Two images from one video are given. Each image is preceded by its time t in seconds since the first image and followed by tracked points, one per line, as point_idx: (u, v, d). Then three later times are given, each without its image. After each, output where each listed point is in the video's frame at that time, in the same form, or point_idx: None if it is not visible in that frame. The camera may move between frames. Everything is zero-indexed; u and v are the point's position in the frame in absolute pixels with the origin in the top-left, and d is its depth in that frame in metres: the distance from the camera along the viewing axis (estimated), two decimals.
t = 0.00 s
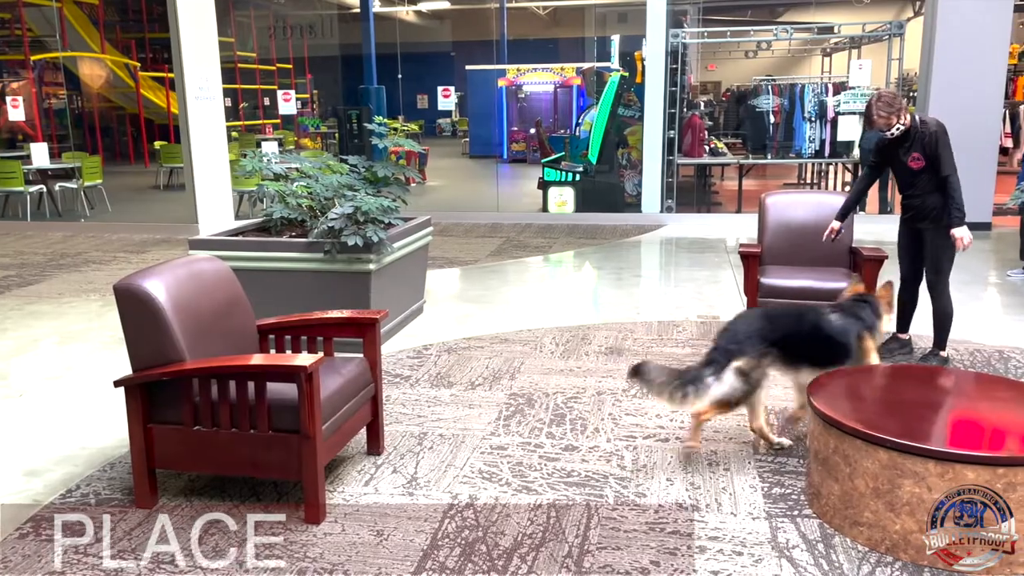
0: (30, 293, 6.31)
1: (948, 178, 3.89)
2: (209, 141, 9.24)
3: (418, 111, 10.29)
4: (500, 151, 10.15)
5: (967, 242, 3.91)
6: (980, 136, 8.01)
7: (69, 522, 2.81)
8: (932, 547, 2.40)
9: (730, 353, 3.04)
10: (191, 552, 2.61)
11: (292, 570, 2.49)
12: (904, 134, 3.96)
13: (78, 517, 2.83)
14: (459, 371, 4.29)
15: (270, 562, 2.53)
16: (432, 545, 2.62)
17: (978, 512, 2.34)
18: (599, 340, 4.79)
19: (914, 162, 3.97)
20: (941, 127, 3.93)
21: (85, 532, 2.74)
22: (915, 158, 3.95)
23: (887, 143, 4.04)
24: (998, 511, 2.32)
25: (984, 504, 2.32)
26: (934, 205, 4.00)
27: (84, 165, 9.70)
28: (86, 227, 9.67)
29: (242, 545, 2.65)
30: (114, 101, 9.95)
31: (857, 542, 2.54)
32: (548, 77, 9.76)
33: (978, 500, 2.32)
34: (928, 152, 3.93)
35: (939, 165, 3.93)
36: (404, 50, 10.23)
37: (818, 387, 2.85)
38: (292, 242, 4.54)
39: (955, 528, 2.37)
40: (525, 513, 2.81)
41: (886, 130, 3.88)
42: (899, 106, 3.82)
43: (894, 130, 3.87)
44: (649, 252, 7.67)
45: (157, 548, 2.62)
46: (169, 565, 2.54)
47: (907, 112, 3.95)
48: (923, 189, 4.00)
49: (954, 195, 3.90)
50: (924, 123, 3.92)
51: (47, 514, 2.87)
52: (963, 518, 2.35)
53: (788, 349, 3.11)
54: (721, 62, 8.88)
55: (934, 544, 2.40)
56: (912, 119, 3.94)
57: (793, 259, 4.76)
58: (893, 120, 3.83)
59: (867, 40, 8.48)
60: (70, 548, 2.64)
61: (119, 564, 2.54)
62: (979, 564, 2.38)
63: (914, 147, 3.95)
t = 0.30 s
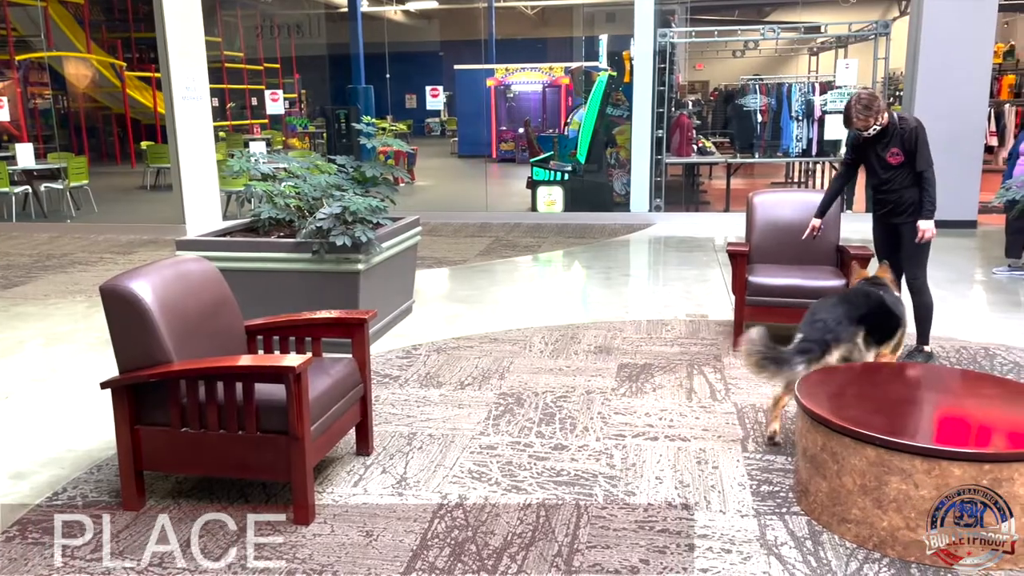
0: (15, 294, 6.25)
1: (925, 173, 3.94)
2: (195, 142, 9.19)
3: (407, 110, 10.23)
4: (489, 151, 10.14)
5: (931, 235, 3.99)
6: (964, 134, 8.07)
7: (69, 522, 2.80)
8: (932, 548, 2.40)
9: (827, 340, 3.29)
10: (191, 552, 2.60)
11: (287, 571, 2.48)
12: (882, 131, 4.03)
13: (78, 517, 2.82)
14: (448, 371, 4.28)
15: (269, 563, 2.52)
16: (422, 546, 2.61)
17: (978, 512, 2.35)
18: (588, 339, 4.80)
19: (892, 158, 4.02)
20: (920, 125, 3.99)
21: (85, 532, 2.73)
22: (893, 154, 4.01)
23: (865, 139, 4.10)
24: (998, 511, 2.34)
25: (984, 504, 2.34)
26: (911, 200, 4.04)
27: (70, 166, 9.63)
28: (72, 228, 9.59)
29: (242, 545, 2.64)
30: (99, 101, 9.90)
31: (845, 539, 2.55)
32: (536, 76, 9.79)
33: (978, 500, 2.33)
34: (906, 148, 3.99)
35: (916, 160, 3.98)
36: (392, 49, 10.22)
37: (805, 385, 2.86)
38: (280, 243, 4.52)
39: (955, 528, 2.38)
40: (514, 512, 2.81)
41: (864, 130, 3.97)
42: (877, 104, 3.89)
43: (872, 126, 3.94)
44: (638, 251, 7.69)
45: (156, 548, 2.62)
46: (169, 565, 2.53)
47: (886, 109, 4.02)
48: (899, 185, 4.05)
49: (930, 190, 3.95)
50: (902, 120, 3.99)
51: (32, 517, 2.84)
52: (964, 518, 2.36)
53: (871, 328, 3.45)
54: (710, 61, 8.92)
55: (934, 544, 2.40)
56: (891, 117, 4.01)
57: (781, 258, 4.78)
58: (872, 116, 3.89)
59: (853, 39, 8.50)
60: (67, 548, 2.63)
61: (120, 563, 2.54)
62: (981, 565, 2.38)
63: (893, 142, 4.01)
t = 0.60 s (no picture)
0: None
1: (902, 171, 3.97)
2: (180, 141, 9.13)
3: (394, 110, 10.25)
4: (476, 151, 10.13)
5: (904, 231, 4.01)
6: (946, 133, 8.14)
7: (69, 522, 2.80)
8: (932, 548, 2.41)
9: (855, 324, 3.69)
10: (191, 552, 2.60)
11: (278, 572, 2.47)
12: (863, 128, 4.05)
13: (79, 517, 2.83)
14: (435, 371, 4.28)
15: (268, 563, 2.52)
16: (409, 545, 2.61)
17: (978, 512, 2.37)
18: (575, 339, 4.80)
19: (872, 155, 4.04)
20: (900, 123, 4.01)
21: (85, 532, 2.73)
22: (872, 151, 4.04)
23: (847, 136, 4.13)
24: (998, 511, 2.36)
25: (984, 504, 2.36)
26: (889, 197, 4.07)
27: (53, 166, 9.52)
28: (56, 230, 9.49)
29: (240, 545, 2.64)
30: (84, 101, 9.72)
31: (830, 534, 2.57)
32: (523, 76, 9.78)
33: (978, 500, 2.36)
34: (886, 145, 4.01)
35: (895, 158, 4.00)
36: (378, 49, 10.20)
37: (789, 382, 2.88)
38: (265, 243, 4.50)
39: (955, 528, 2.39)
40: (502, 511, 2.81)
41: (841, 127, 4.03)
42: (857, 100, 3.92)
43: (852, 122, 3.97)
44: (625, 250, 7.71)
45: (156, 548, 2.62)
46: (170, 565, 2.53)
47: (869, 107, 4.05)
48: (877, 181, 4.08)
49: (906, 188, 3.98)
50: (883, 118, 4.01)
51: (16, 520, 2.82)
52: (963, 518, 2.37)
53: (881, 307, 3.86)
54: (695, 61, 8.96)
55: (934, 544, 2.41)
56: (873, 114, 4.03)
57: (765, 256, 4.82)
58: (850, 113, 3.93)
59: (837, 38, 8.55)
60: (64, 549, 2.63)
61: (121, 562, 2.55)
62: (981, 564, 2.40)
63: (873, 140, 4.03)
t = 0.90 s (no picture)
0: None
1: (882, 170, 3.98)
2: (160, 140, 9.04)
3: (377, 109, 10.19)
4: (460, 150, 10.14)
5: (881, 230, 4.04)
6: (926, 132, 8.21)
7: (69, 522, 2.78)
8: (932, 548, 2.42)
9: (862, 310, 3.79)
10: (191, 552, 2.59)
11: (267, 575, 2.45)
12: (848, 125, 4.07)
13: (79, 517, 2.81)
14: (419, 371, 4.26)
15: (271, 562, 2.52)
16: (392, 547, 2.60)
17: (978, 512, 2.38)
18: (559, 338, 4.80)
19: (855, 152, 4.08)
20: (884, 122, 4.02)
21: (84, 532, 2.72)
22: (854, 148, 4.06)
23: (832, 131, 4.16)
24: (998, 511, 2.39)
25: (985, 504, 2.38)
26: (869, 195, 4.10)
27: (32, 166, 9.39)
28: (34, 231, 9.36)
29: (239, 545, 2.63)
30: (63, 100, 9.69)
31: (812, 531, 2.58)
32: (507, 74, 9.77)
33: (978, 500, 2.37)
34: (868, 143, 4.03)
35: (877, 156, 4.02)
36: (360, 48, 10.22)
37: (771, 379, 2.89)
38: (246, 243, 4.46)
39: (954, 527, 2.40)
40: (486, 511, 2.80)
41: (825, 122, 4.03)
42: (841, 96, 3.94)
43: (835, 118, 3.99)
44: (609, 249, 7.71)
45: (142, 552, 2.60)
46: (171, 565, 2.53)
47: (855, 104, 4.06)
48: (858, 178, 4.11)
49: (885, 187, 4.00)
50: (867, 116, 4.03)
51: None
52: (964, 518, 2.39)
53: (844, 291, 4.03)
54: (678, 61, 9.00)
55: (934, 544, 2.42)
56: (858, 111, 4.05)
57: (748, 255, 4.84)
58: (833, 109, 3.94)
59: (818, 38, 8.62)
60: (41, 555, 2.59)
61: (120, 563, 2.54)
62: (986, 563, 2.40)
63: (857, 137, 4.06)
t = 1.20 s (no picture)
0: None
1: (856, 170, 4.00)
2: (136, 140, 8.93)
3: (358, 108, 10.16)
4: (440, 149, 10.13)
5: (850, 230, 4.05)
6: (902, 131, 8.30)
7: (60, 523, 2.75)
8: (932, 548, 2.43)
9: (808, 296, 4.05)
10: (191, 552, 2.58)
11: None
12: (832, 122, 4.11)
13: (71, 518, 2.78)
14: (399, 372, 4.24)
15: (272, 562, 2.51)
16: (372, 549, 2.58)
17: (977, 512, 2.41)
18: (540, 337, 4.80)
19: (833, 150, 4.11)
20: (865, 123, 4.00)
21: (84, 532, 2.70)
22: (833, 146, 4.11)
23: (821, 126, 4.20)
24: (996, 511, 2.43)
25: (983, 504, 2.41)
26: (843, 195, 4.13)
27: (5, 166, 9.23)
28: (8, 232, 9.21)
29: (241, 544, 2.62)
30: (37, 100, 9.56)
31: (790, 528, 2.60)
32: (487, 74, 9.76)
33: (977, 500, 2.40)
34: (846, 143, 4.05)
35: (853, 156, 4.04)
36: (339, 47, 10.12)
37: (749, 377, 2.91)
38: (224, 243, 4.41)
39: (955, 527, 2.41)
40: (466, 512, 2.79)
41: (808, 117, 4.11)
42: (821, 93, 3.99)
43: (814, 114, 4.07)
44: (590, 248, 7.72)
45: (118, 556, 2.56)
46: (170, 565, 2.52)
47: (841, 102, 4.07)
48: (834, 176, 4.15)
49: (855, 187, 4.01)
50: (848, 115, 4.03)
51: None
52: (963, 518, 2.41)
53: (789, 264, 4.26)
54: (658, 60, 9.05)
55: (934, 545, 2.42)
56: (841, 109, 4.07)
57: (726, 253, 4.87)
58: (810, 104, 4.03)
59: (795, 37, 8.69)
60: (15, 560, 2.54)
61: (121, 563, 2.53)
62: (989, 561, 2.40)
63: (837, 135, 4.09)
